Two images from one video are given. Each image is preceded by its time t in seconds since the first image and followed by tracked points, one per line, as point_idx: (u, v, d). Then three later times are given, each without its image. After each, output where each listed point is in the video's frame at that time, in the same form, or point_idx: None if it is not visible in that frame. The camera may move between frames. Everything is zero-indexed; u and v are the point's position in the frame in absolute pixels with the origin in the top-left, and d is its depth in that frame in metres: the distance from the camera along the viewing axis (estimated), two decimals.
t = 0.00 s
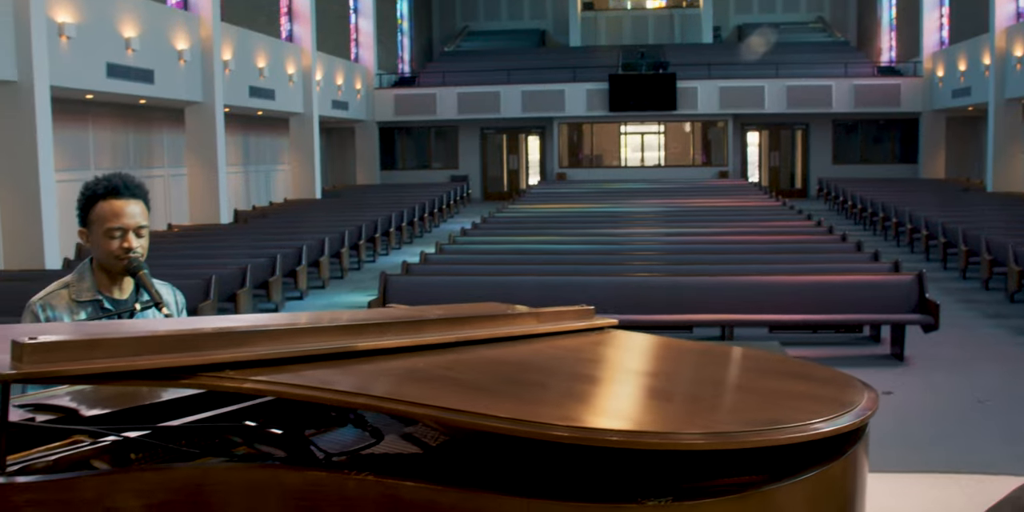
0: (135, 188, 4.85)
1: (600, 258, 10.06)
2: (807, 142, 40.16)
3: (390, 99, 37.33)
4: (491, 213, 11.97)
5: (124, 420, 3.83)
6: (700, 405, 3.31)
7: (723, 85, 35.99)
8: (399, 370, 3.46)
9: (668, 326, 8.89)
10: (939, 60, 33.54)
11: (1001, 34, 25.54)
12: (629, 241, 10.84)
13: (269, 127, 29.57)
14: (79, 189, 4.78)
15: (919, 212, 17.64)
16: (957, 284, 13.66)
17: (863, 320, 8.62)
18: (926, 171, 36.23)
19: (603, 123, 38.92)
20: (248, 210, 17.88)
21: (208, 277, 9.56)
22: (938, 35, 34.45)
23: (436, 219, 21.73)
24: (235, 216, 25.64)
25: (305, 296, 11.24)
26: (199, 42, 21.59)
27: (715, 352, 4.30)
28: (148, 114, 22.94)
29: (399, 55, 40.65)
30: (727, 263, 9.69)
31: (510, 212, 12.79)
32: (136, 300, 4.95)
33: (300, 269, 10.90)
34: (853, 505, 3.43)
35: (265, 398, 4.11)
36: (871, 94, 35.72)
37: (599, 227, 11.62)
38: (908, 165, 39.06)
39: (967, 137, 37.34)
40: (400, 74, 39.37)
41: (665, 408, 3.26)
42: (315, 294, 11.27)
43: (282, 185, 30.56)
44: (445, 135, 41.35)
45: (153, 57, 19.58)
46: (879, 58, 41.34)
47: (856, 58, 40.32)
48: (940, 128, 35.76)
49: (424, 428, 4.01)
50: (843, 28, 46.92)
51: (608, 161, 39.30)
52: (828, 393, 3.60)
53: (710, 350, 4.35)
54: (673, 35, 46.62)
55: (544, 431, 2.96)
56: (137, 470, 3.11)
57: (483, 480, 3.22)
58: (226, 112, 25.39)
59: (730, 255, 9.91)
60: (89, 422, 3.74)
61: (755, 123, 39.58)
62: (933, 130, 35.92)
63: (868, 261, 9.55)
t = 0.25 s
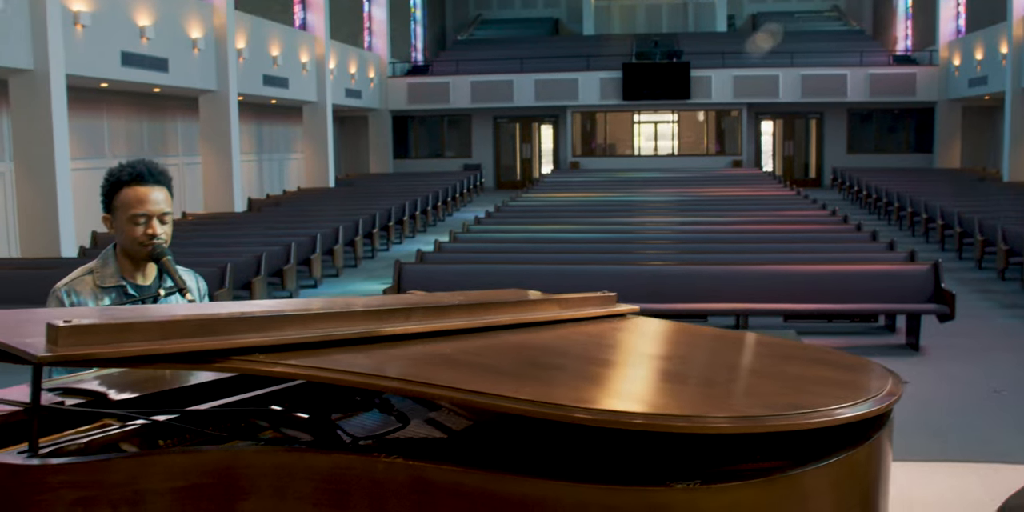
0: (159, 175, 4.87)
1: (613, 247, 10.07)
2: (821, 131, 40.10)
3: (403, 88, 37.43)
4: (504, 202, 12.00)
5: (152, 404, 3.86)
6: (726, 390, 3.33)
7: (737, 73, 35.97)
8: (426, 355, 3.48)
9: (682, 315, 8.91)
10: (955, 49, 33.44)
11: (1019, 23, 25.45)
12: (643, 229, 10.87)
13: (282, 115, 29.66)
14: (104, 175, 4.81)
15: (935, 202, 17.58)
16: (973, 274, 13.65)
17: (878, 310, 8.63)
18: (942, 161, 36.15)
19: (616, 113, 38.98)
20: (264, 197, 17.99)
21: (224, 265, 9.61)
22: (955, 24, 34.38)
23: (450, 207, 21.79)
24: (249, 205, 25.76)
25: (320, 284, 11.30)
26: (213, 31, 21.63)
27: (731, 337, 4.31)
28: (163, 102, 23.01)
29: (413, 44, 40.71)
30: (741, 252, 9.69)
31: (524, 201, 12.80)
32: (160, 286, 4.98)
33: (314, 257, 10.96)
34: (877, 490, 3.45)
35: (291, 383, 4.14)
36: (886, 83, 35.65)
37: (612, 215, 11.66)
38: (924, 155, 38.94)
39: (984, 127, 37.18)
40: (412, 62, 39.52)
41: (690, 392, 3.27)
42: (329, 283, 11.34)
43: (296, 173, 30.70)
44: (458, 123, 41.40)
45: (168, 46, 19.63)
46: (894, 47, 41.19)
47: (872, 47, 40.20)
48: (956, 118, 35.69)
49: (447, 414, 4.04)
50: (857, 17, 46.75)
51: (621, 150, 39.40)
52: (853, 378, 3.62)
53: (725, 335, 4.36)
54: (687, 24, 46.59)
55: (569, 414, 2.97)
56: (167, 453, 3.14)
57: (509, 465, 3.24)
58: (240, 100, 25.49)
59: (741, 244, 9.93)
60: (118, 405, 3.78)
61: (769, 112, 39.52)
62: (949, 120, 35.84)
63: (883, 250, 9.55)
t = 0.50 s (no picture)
0: (180, 162, 4.89)
1: (624, 236, 10.09)
2: (833, 120, 40.03)
3: (414, 76, 37.48)
4: (517, 191, 12.03)
5: (176, 389, 3.89)
6: (749, 375, 3.36)
7: (749, 62, 35.94)
8: (451, 342, 3.51)
9: (695, 304, 8.92)
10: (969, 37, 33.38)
11: None
12: (655, 218, 10.89)
13: (293, 104, 29.70)
14: (125, 163, 4.82)
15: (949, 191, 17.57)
16: (985, 264, 13.65)
17: (892, 299, 8.64)
18: (955, 151, 36.11)
19: (628, 102, 39.02)
20: (278, 186, 18.07)
21: (237, 253, 9.63)
22: (969, 13, 34.32)
23: (462, 196, 21.88)
24: (261, 193, 25.88)
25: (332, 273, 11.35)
26: (224, 20, 21.63)
27: (743, 323, 4.35)
28: (175, 91, 23.08)
29: (425, 32, 40.76)
30: (754, 242, 9.69)
31: (537, 190, 12.83)
32: (181, 273, 5.00)
33: (327, 246, 11.01)
34: (899, 475, 3.48)
35: (313, 368, 4.17)
36: (899, 72, 35.59)
37: (624, 204, 11.68)
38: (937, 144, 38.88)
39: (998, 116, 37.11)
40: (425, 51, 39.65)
41: (712, 378, 3.29)
42: (341, 271, 11.39)
43: (308, 162, 30.81)
44: (470, 112, 41.44)
45: (180, 35, 19.64)
46: (907, 36, 41.10)
47: (885, 36, 40.12)
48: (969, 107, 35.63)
49: (469, 400, 4.08)
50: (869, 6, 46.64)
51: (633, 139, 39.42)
52: (873, 364, 3.65)
53: (738, 322, 4.39)
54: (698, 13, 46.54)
55: (595, 399, 3.00)
56: (196, 437, 3.17)
57: (533, 450, 3.28)
58: (253, 89, 25.57)
59: (753, 233, 9.94)
60: (143, 390, 3.81)
61: (781, 101, 39.49)
62: (963, 109, 35.78)
63: (897, 240, 9.56)
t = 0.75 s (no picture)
0: (199, 151, 4.93)
1: (634, 225, 10.09)
2: (844, 110, 39.94)
3: (424, 66, 37.50)
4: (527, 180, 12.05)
5: (198, 376, 3.93)
6: (767, 363, 3.36)
7: (760, 51, 35.86)
8: (474, 329, 3.53)
9: (706, 294, 8.93)
10: (983, 27, 33.26)
11: None
12: (665, 207, 10.90)
13: (304, 93, 29.73)
14: (146, 151, 4.87)
15: (960, 181, 17.55)
16: (997, 254, 13.65)
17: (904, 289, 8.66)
18: (967, 141, 36.02)
19: (639, 91, 39.04)
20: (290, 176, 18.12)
21: (250, 242, 9.66)
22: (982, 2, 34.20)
23: (472, 186, 21.92)
24: (271, 182, 25.94)
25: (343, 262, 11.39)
26: (235, 10, 21.64)
27: (755, 310, 4.36)
28: (186, 80, 23.11)
29: (435, 22, 40.72)
30: (765, 231, 9.68)
31: (548, 179, 12.85)
32: (199, 261, 5.04)
33: (338, 235, 11.05)
34: (919, 462, 3.49)
35: (336, 355, 4.21)
36: (910, 61, 35.48)
37: (635, 193, 11.70)
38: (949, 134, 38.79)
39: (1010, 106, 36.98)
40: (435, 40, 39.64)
41: (731, 364, 3.32)
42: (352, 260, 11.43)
43: (318, 151, 30.87)
44: (479, 102, 41.42)
45: (191, 25, 19.63)
46: (919, 26, 40.95)
47: (897, 26, 39.98)
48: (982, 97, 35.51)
49: (489, 388, 4.11)
50: None
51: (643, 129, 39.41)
52: (892, 352, 3.66)
53: (750, 309, 4.41)
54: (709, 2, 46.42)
55: (613, 384, 3.01)
56: (220, 423, 3.19)
57: (555, 436, 3.30)
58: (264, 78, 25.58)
59: (763, 222, 9.94)
60: (166, 378, 3.85)
61: (792, 91, 39.44)
62: (975, 98, 35.67)
63: (909, 230, 9.56)
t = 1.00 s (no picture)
0: (216, 141, 4.91)
1: (643, 216, 10.09)
2: (854, 100, 39.85)
3: (433, 56, 37.64)
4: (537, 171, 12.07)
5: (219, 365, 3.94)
6: (786, 351, 3.37)
7: (769, 41, 35.78)
8: (494, 318, 3.54)
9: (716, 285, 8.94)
10: (994, 16, 33.14)
11: None
12: (673, 198, 10.92)
13: (313, 84, 29.74)
14: (163, 141, 4.85)
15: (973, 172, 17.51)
16: (1008, 244, 13.66)
17: (915, 280, 8.66)
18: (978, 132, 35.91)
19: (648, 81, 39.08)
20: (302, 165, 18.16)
21: (259, 233, 9.68)
22: None
23: (480, 176, 21.95)
24: (280, 172, 25.97)
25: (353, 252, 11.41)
26: None
27: (765, 299, 4.37)
28: (194, 70, 23.11)
29: (444, 12, 40.72)
30: (775, 222, 9.68)
31: (557, 170, 12.86)
32: (217, 251, 5.05)
33: (348, 226, 11.08)
34: (939, 449, 3.50)
35: (355, 345, 4.23)
36: (921, 51, 35.36)
37: (644, 184, 11.71)
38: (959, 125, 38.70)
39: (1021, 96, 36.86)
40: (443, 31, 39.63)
41: (746, 351, 3.32)
42: (362, 251, 11.47)
43: (328, 142, 30.94)
44: (488, 92, 41.38)
45: (200, 15, 19.59)
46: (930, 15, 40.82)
47: (907, 15, 39.86)
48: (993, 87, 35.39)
49: (508, 377, 4.13)
50: None
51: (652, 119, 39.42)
52: (912, 341, 3.66)
53: (761, 297, 4.41)
54: None
55: (632, 372, 3.03)
56: (245, 411, 3.21)
57: (577, 425, 3.32)
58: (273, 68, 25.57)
59: (772, 213, 9.95)
60: (188, 366, 3.87)
61: (802, 81, 39.43)
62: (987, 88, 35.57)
63: (920, 220, 9.55)
